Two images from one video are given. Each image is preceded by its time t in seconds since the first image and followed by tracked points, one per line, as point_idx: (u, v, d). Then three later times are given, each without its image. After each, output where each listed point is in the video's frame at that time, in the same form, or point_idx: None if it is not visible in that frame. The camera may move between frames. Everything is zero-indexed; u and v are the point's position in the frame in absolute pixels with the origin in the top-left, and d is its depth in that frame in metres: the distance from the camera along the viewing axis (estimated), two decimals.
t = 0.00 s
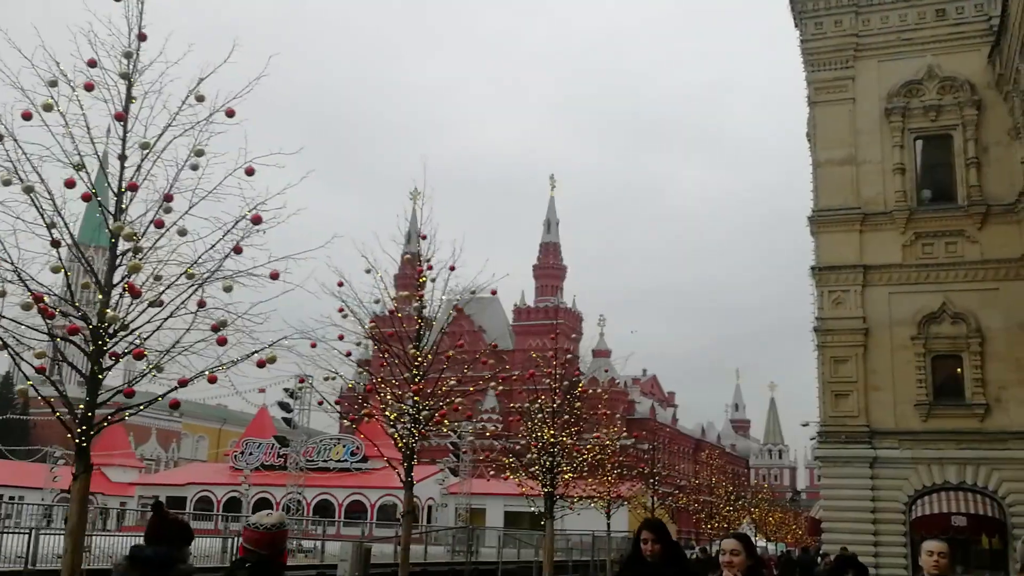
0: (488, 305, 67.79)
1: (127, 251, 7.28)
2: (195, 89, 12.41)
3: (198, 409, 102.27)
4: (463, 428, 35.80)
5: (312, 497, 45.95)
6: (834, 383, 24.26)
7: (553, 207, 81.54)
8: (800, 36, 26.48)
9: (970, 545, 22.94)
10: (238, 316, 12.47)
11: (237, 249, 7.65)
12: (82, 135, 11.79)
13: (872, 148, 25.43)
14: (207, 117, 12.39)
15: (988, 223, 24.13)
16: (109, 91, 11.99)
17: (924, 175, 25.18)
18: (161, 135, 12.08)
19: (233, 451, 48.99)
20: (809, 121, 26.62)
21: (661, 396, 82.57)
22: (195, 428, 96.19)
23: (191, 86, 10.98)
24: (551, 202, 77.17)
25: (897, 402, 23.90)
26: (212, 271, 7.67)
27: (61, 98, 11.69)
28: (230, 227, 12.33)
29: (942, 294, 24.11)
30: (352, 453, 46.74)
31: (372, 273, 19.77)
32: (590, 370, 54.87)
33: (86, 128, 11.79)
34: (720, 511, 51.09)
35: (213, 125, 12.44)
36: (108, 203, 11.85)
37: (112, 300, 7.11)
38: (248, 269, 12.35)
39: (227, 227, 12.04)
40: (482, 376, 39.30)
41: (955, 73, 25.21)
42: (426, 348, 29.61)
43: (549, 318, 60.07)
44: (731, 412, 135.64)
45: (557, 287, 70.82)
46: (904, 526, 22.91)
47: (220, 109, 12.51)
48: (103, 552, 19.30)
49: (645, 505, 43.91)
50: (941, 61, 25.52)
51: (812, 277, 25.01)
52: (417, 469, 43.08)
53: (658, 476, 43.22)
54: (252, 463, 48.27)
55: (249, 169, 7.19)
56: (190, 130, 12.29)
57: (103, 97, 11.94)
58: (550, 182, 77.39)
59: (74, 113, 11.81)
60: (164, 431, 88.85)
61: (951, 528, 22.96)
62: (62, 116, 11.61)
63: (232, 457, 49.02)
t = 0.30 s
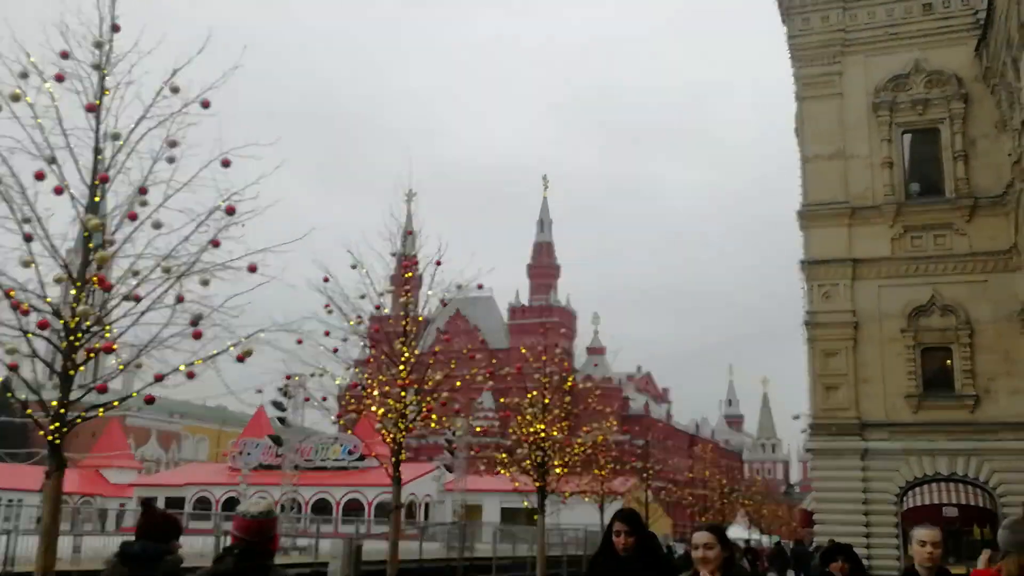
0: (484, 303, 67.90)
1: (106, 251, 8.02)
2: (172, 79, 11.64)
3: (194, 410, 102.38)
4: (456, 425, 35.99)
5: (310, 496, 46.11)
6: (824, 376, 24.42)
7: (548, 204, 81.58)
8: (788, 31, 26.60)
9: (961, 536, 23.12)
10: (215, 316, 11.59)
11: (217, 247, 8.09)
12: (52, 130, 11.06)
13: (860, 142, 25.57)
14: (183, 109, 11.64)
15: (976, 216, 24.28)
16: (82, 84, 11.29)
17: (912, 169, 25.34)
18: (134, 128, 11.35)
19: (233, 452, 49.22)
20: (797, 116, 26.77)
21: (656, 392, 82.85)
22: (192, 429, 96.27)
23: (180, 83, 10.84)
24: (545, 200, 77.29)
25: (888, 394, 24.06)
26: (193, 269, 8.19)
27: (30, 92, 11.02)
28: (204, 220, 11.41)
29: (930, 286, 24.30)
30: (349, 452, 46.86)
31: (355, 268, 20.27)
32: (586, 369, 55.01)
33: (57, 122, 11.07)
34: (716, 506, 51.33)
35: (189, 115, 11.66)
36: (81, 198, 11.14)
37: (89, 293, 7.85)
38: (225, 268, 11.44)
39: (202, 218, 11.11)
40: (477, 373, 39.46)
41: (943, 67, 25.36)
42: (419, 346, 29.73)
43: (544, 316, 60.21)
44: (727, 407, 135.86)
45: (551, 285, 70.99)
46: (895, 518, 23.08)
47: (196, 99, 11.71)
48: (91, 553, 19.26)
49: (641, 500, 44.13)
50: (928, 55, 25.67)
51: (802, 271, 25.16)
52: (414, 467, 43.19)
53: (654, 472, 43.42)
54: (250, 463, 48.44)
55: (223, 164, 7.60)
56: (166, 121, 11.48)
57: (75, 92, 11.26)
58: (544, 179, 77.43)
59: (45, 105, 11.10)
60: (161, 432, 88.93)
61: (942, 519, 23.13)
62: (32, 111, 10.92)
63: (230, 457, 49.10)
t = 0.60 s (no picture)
0: (484, 304, 67.34)
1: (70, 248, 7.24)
2: (141, 70, 11.77)
3: (195, 417, 101.83)
4: (455, 428, 35.46)
5: (310, 501, 45.60)
6: (829, 371, 23.93)
7: (547, 203, 80.94)
8: (787, 21, 26.11)
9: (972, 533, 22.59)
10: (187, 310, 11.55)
11: (192, 241, 7.27)
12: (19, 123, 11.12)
13: (863, 132, 25.09)
14: (152, 102, 11.72)
15: (981, 206, 23.77)
16: (48, 79, 11.39)
17: (916, 159, 24.86)
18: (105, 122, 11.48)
19: (230, 457, 48.20)
20: (797, 107, 26.30)
21: (660, 391, 82.13)
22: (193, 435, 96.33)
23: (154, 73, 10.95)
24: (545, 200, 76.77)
25: (894, 389, 23.56)
26: (166, 265, 7.41)
27: None
28: (174, 215, 11.43)
29: (936, 278, 23.77)
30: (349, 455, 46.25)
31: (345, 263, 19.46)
32: (587, 369, 54.40)
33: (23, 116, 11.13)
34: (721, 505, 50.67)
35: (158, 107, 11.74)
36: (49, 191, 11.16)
37: (51, 295, 7.11)
38: (195, 261, 11.42)
39: (172, 210, 11.12)
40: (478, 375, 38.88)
41: (945, 54, 24.86)
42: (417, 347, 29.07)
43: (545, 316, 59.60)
44: (731, 406, 135.02)
45: (552, 285, 70.36)
46: (904, 515, 22.54)
47: (166, 92, 11.79)
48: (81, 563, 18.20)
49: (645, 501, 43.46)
50: (930, 42, 25.17)
51: (805, 264, 24.67)
52: (415, 470, 42.63)
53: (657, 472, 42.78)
54: (249, 469, 47.28)
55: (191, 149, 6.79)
56: (135, 115, 11.59)
57: (42, 84, 11.35)
58: (543, 178, 76.85)
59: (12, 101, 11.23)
60: (162, 439, 88.40)
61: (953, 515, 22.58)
62: None
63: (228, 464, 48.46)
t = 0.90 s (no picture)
0: (485, 302, 66.98)
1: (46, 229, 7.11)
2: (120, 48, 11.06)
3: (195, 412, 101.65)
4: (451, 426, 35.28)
5: (307, 497, 45.40)
6: (829, 371, 23.71)
7: (549, 202, 80.61)
8: (791, 18, 25.86)
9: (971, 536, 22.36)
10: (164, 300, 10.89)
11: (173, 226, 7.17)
12: None
13: (866, 130, 24.85)
14: (133, 82, 11.03)
15: (984, 205, 23.53)
16: (26, 58, 10.77)
17: (919, 157, 24.62)
18: (82, 104, 10.81)
19: (227, 453, 47.72)
20: (800, 105, 26.05)
21: (660, 391, 81.95)
22: (192, 430, 96.23)
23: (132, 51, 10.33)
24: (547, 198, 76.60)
25: (895, 390, 23.33)
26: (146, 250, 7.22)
27: None
28: (151, 199, 10.82)
29: (938, 278, 23.55)
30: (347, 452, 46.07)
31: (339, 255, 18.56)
32: (586, 368, 54.13)
33: None
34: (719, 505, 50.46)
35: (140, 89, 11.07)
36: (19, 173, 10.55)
37: (22, 279, 6.88)
38: (177, 248, 10.89)
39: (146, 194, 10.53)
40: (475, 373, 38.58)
41: (949, 52, 24.62)
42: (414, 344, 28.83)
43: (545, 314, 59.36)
44: (731, 407, 134.78)
45: (554, 283, 70.12)
46: (904, 517, 22.31)
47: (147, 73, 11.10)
48: (71, 557, 17.31)
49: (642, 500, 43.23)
50: (935, 40, 24.93)
51: (806, 263, 24.45)
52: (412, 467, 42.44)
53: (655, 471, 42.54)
54: (245, 464, 47.39)
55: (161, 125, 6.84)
56: (113, 96, 10.91)
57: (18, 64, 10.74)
58: (545, 176, 76.51)
59: None
60: (161, 434, 88.32)
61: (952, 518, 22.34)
62: None
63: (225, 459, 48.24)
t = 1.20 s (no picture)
0: (482, 301, 66.63)
1: (10, 208, 6.99)
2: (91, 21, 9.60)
3: (188, 407, 101.31)
4: (443, 425, 35.09)
5: (298, 493, 45.16)
6: (823, 375, 23.54)
7: (547, 202, 80.31)
8: (790, 18, 25.68)
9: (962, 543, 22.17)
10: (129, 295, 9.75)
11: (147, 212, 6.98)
12: None
13: (864, 133, 24.69)
14: (107, 59, 9.64)
15: (981, 210, 23.38)
16: None
17: (917, 162, 24.47)
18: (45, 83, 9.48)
19: (218, 448, 47.29)
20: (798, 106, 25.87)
21: (655, 393, 81.70)
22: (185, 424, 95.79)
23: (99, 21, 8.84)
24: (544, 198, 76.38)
25: (888, 395, 23.17)
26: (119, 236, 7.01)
27: None
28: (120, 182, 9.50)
29: (933, 283, 23.39)
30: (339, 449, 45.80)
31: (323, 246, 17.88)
32: (580, 369, 53.92)
33: None
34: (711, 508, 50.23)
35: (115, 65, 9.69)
36: None
37: None
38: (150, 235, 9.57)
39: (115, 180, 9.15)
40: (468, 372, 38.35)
41: (949, 56, 24.46)
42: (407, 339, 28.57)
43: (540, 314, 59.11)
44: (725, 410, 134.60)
45: (550, 284, 69.88)
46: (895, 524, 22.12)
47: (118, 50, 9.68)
48: (52, 549, 16.75)
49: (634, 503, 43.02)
50: (935, 43, 24.77)
51: (801, 266, 24.28)
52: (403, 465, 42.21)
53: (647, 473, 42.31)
54: (237, 460, 46.30)
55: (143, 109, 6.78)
56: (86, 74, 9.60)
57: None
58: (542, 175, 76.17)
59: None
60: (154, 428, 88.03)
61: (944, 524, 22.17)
62: None
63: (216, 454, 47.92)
